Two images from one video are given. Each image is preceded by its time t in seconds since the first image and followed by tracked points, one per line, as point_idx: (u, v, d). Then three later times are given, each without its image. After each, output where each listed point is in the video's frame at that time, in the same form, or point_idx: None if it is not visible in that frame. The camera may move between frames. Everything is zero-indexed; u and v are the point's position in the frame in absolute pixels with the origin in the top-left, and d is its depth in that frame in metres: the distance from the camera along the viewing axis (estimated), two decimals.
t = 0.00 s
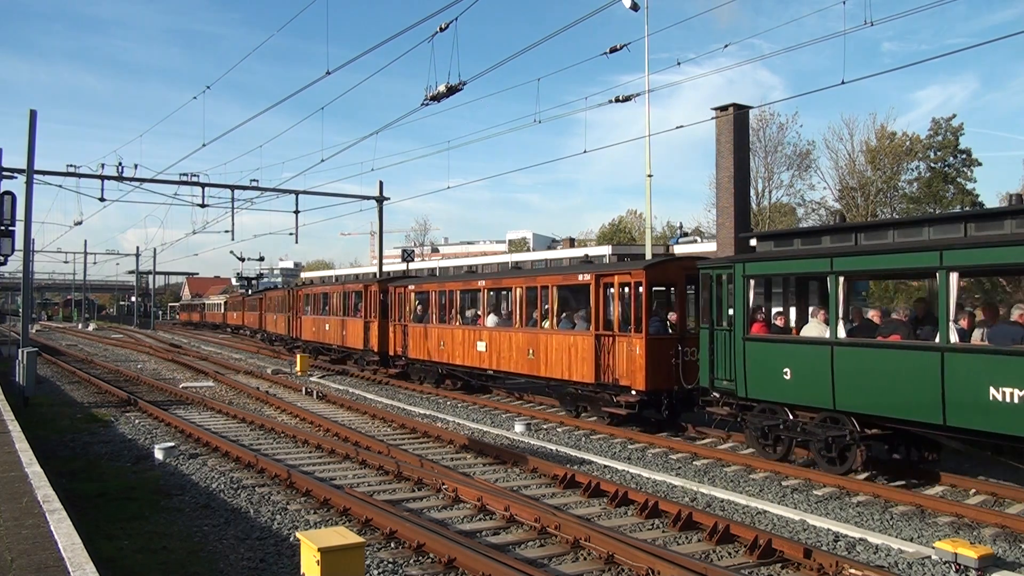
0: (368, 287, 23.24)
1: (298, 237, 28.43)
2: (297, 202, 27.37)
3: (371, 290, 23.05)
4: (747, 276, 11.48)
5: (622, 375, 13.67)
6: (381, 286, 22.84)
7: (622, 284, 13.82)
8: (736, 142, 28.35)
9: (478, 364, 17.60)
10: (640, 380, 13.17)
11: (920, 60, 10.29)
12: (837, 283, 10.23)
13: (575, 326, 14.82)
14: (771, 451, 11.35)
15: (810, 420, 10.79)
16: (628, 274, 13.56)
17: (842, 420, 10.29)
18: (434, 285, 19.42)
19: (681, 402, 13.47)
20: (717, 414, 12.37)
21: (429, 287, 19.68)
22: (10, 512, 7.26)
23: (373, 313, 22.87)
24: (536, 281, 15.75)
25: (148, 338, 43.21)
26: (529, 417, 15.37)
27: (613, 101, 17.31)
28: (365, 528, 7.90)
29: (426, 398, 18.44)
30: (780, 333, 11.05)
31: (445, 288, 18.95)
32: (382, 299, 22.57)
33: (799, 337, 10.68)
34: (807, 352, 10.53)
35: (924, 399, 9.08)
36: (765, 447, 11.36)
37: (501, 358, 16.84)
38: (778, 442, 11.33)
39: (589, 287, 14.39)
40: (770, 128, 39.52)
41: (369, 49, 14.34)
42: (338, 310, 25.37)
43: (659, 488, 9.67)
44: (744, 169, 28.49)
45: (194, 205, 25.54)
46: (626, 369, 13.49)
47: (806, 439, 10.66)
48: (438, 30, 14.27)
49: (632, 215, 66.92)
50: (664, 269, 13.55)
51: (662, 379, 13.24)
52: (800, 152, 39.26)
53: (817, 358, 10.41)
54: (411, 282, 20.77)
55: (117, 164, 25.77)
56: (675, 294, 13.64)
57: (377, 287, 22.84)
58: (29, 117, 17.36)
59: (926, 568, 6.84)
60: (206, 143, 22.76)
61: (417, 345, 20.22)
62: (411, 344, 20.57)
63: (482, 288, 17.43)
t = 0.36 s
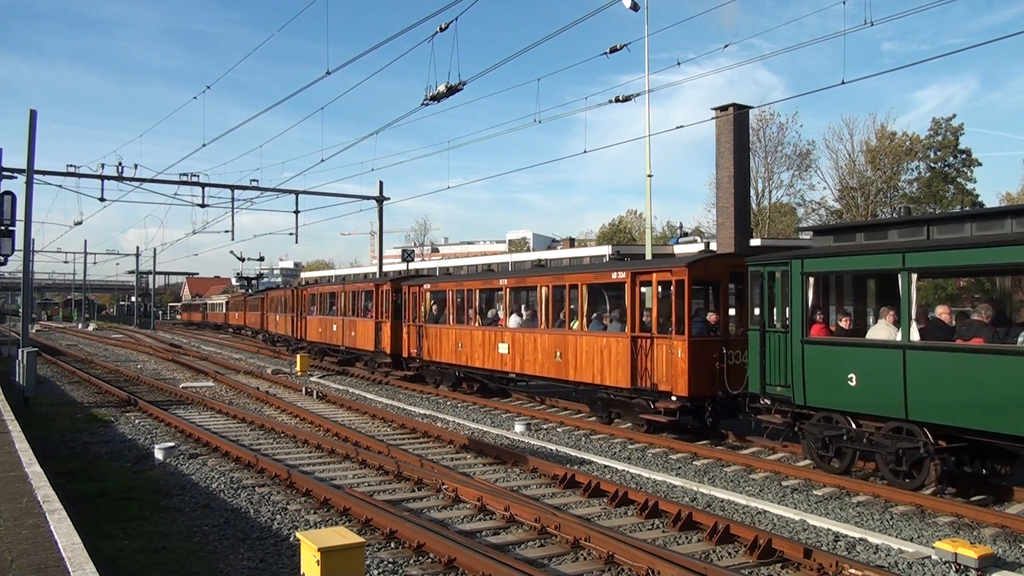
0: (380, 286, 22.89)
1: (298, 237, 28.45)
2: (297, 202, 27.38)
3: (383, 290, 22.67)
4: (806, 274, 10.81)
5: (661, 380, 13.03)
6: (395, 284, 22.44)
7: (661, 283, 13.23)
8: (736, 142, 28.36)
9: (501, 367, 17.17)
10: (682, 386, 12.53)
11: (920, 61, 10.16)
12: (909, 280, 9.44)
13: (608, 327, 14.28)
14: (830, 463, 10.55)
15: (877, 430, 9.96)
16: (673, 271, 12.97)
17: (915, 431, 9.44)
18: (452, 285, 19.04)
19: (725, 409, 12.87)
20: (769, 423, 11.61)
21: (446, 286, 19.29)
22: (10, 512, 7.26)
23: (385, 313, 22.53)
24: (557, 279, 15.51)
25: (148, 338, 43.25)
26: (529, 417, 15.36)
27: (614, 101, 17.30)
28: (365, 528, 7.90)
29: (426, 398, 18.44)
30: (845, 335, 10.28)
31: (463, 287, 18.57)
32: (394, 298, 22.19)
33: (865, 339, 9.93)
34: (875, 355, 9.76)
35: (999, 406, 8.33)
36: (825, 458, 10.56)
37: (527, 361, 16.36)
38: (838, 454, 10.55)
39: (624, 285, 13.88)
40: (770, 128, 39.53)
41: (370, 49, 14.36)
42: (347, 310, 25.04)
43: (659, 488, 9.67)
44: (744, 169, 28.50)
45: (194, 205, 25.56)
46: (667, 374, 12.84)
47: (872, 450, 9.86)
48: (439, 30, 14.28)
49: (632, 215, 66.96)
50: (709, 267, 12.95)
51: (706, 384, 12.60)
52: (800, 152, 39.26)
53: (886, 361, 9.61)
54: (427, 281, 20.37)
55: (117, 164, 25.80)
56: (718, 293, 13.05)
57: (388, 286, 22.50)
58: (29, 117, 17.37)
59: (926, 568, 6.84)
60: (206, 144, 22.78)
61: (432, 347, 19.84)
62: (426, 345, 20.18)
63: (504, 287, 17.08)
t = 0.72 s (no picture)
0: (392, 286, 22.49)
1: (298, 237, 28.45)
2: (297, 202, 27.38)
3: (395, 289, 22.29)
4: (874, 271, 9.91)
5: (706, 385, 12.33)
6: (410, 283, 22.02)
7: (705, 281, 12.52)
8: (736, 142, 28.36)
9: (525, 370, 16.66)
10: (729, 391, 11.82)
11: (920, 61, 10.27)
12: (994, 279, 8.64)
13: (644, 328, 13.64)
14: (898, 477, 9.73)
15: (953, 443, 9.15)
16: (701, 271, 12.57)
17: (998, 444, 8.62)
18: (471, 284, 18.57)
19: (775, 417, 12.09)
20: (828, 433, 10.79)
21: (465, 286, 18.81)
22: (10, 512, 7.26)
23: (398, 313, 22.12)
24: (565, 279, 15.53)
25: (148, 338, 43.26)
26: (529, 417, 15.35)
27: (614, 101, 17.28)
28: (365, 528, 7.90)
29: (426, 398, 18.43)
30: (917, 338, 9.44)
31: (483, 287, 18.12)
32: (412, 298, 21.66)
33: (942, 343, 9.10)
34: (951, 361, 8.93)
35: None
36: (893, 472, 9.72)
37: (555, 364, 15.80)
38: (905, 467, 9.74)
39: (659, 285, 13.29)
40: (770, 128, 39.51)
41: (370, 49, 14.37)
42: (357, 311, 24.65)
43: (659, 488, 9.67)
44: (744, 169, 28.49)
45: (194, 205, 25.58)
46: (713, 378, 12.13)
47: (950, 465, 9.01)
48: (439, 30, 14.29)
49: (632, 215, 66.96)
50: (758, 264, 12.22)
51: (755, 389, 11.89)
52: (800, 152, 39.25)
53: (966, 366, 8.78)
54: (444, 280, 19.92)
55: (117, 164, 25.80)
56: (769, 289, 12.33)
57: (400, 285, 22.11)
58: (29, 117, 17.37)
59: (926, 568, 6.84)
60: (206, 144, 22.79)
61: (450, 349, 19.36)
62: (443, 347, 19.68)
63: (527, 286, 16.60)
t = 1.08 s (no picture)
0: (405, 285, 21.91)
1: (298, 237, 28.46)
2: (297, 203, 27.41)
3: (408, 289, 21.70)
4: (953, 267, 9.13)
5: (758, 391, 11.55)
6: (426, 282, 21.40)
7: (756, 280, 11.75)
8: (736, 142, 28.37)
9: (553, 373, 16.03)
10: (785, 399, 11.05)
11: (920, 61, 10.33)
12: None
13: (685, 330, 12.92)
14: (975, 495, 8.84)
15: None
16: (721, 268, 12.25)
17: None
18: (493, 283, 17.91)
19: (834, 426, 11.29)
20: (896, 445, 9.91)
21: (485, 284, 18.20)
22: (10, 512, 7.26)
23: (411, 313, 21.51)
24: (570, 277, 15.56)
25: (148, 338, 43.26)
26: (529, 417, 15.35)
27: (614, 101, 17.29)
28: (365, 528, 7.90)
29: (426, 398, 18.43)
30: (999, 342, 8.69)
31: (505, 286, 17.50)
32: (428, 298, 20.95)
33: None
34: None
35: None
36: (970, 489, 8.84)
37: (586, 368, 15.13)
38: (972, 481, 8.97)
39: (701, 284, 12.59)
40: (770, 127, 39.50)
41: (370, 49, 14.37)
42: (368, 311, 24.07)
43: (659, 487, 9.67)
44: (744, 169, 28.48)
45: (194, 205, 25.60)
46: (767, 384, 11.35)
47: None
48: (438, 30, 14.31)
49: (632, 215, 66.96)
50: (815, 261, 11.43)
51: (812, 397, 11.11)
52: (800, 152, 39.23)
53: None
54: (462, 278, 19.30)
55: (117, 164, 25.84)
56: (826, 288, 11.54)
57: (413, 284, 21.52)
58: (29, 117, 17.38)
59: (927, 568, 6.83)
60: (206, 144, 22.82)
61: (471, 351, 18.74)
62: (463, 348, 19.08)
63: (555, 286, 15.98)
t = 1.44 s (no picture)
0: (419, 284, 21.04)
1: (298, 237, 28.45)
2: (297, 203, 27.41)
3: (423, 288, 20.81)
4: None
5: (818, 398, 10.71)
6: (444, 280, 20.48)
7: (815, 278, 10.85)
8: (736, 142, 28.37)
9: (585, 377, 15.17)
10: (851, 407, 10.20)
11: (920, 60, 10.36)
12: None
13: (732, 331, 12.05)
14: None
15: None
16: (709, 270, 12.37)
17: None
18: (518, 282, 16.99)
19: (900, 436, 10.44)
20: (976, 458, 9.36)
21: (507, 283, 17.32)
22: (10, 512, 7.26)
23: (428, 314, 20.60)
24: (570, 278, 15.50)
25: (148, 338, 43.23)
26: (528, 417, 15.37)
27: (614, 101, 17.29)
28: (366, 528, 7.90)
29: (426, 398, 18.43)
30: None
31: (530, 285, 16.60)
32: (449, 297, 19.95)
33: None
34: None
35: None
36: None
37: (621, 372, 14.26)
38: None
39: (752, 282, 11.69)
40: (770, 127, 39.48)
41: (371, 49, 14.37)
42: (380, 311, 23.24)
43: (659, 487, 9.67)
44: (744, 169, 28.49)
45: (194, 205, 25.61)
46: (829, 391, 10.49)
47: None
48: (439, 30, 14.32)
49: (632, 215, 66.95)
50: (881, 257, 10.56)
51: (879, 405, 10.28)
52: (800, 152, 39.23)
53: None
54: (483, 276, 18.38)
55: (117, 164, 25.84)
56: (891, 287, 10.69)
57: (428, 283, 20.66)
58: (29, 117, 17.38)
59: (927, 568, 6.84)
60: (206, 144, 22.83)
61: (495, 354, 17.85)
62: (486, 351, 18.19)
63: (585, 284, 15.11)
